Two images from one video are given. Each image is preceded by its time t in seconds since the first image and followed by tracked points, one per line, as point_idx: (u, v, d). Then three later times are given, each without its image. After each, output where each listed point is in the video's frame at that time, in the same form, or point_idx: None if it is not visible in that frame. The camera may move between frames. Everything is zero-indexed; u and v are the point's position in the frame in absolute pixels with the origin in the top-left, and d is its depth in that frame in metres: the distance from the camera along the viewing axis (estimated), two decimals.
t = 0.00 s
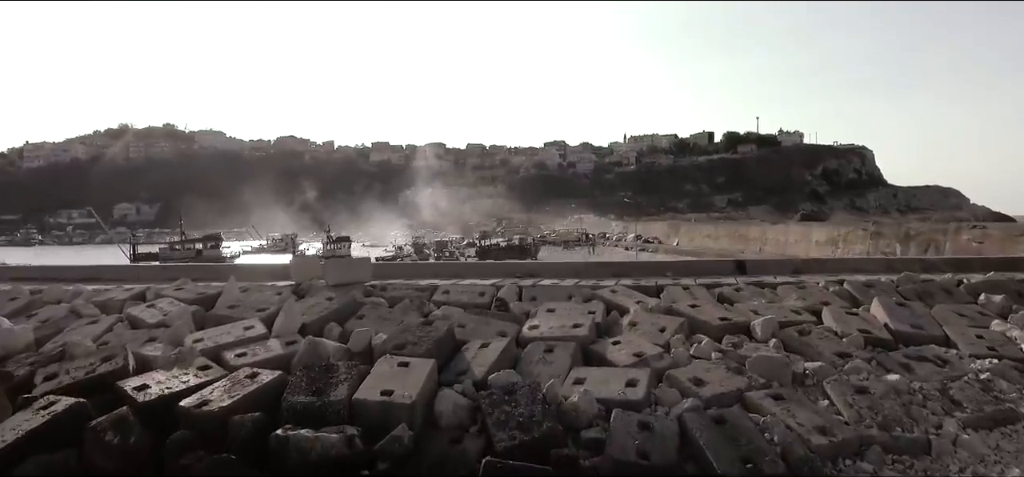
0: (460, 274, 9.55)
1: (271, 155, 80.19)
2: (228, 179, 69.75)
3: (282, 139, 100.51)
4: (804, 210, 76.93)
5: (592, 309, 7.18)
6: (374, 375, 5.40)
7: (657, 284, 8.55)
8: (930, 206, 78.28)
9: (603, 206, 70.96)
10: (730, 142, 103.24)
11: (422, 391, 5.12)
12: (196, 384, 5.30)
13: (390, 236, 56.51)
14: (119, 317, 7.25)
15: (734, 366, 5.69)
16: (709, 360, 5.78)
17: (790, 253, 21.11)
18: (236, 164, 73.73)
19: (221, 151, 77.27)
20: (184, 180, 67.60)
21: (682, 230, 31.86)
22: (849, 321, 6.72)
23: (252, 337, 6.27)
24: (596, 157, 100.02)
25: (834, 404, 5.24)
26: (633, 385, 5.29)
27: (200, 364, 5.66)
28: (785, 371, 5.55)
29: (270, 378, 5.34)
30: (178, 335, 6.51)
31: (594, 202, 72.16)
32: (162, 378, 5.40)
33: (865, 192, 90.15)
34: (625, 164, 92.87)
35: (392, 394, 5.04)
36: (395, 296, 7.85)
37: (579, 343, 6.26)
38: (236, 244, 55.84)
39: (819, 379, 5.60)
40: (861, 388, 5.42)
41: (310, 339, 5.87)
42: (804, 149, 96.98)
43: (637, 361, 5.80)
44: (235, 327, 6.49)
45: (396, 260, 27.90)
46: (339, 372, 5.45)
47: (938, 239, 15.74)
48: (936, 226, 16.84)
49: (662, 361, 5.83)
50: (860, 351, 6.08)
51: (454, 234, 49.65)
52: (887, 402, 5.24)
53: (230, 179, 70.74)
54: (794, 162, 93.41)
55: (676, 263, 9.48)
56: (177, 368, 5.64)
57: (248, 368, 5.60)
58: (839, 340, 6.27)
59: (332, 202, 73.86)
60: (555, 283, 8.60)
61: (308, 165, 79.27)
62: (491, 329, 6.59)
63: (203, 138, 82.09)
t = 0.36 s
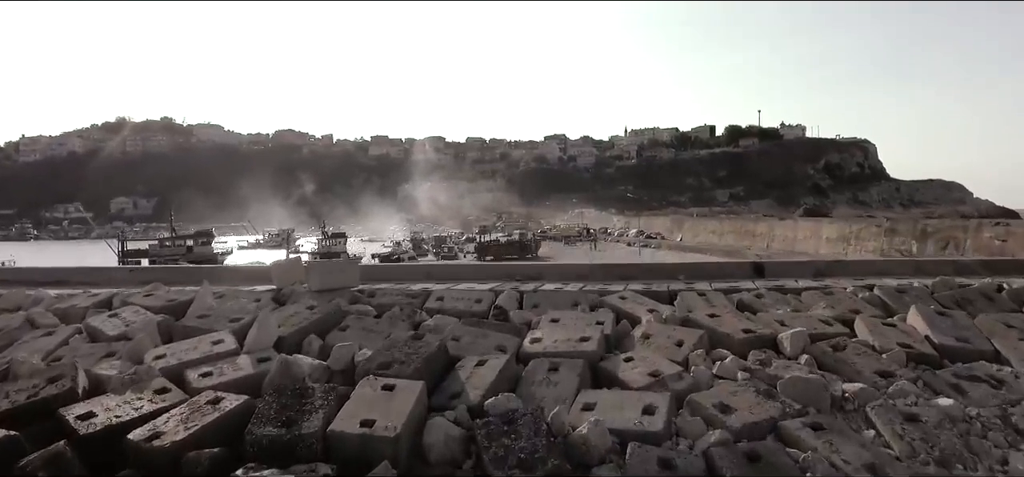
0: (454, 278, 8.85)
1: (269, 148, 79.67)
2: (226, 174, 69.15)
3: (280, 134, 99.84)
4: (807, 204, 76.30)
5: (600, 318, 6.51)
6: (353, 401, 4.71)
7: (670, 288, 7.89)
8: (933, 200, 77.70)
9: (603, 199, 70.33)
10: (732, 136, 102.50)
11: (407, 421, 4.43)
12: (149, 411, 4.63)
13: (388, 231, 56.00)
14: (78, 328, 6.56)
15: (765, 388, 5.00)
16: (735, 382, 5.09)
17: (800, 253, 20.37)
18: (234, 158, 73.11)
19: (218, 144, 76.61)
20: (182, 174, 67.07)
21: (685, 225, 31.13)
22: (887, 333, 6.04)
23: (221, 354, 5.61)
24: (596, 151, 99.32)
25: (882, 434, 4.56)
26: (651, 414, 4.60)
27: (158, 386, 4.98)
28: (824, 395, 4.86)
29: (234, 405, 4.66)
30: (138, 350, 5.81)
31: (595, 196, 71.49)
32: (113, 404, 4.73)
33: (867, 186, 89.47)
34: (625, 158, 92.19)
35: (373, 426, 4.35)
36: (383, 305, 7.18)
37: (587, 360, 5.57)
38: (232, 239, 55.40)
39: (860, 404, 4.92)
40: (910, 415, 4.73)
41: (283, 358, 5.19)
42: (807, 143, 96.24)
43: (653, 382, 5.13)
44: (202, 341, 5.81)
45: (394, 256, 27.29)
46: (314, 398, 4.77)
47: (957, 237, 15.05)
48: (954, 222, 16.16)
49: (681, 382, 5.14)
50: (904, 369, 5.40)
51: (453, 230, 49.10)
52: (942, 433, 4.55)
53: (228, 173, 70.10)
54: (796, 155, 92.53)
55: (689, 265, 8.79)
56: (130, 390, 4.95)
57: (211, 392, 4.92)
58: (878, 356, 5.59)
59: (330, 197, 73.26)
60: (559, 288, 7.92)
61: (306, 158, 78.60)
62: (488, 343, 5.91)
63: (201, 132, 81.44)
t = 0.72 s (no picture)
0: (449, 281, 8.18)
1: (267, 139, 78.85)
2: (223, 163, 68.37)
3: (278, 124, 98.86)
4: (809, 196, 75.58)
5: (610, 329, 5.83)
6: (326, 434, 4.03)
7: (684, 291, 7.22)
8: (936, 191, 76.97)
9: (603, 190, 69.61)
10: (734, 126, 101.66)
11: (388, 459, 3.76)
12: (85, 447, 3.97)
13: (386, 223, 55.33)
14: (28, 339, 5.89)
15: (804, 416, 4.32)
16: (769, 409, 4.43)
17: (809, 248, 19.70)
18: (232, 148, 72.37)
19: (215, 134, 75.84)
20: (178, 163, 66.19)
21: (689, 218, 30.46)
22: (934, 347, 5.39)
23: (181, 372, 4.93)
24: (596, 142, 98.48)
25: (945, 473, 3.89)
26: (674, 450, 3.93)
27: (103, 414, 4.31)
28: (874, 425, 4.19)
29: (186, 438, 4.00)
30: (89, 367, 5.14)
31: (595, 187, 70.77)
32: (46, 439, 4.08)
33: (870, 177, 88.67)
34: (626, 149, 91.39)
35: (347, 466, 3.68)
36: (370, 312, 6.50)
37: (598, 380, 4.91)
38: (230, 232, 54.77)
39: (916, 434, 4.26)
40: (976, 449, 4.07)
41: (249, 381, 4.52)
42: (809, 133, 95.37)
43: (675, 408, 4.45)
44: (161, 357, 5.13)
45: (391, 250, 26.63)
46: (282, 430, 4.09)
47: (979, 232, 14.33)
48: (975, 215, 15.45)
49: (707, 408, 4.47)
50: (960, 390, 4.74)
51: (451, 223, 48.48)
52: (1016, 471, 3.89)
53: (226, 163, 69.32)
54: (798, 146, 91.64)
55: (703, 266, 8.12)
56: (69, 420, 4.29)
57: (163, 422, 4.25)
58: (929, 374, 4.93)
59: (327, 188, 72.95)
60: (563, 292, 7.26)
61: (304, 148, 77.83)
62: (486, 359, 5.24)
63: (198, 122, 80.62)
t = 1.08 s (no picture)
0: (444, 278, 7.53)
1: (264, 123, 77.87)
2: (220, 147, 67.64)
3: (275, 108, 97.81)
4: (812, 181, 74.94)
5: (623, 337, 5.17)
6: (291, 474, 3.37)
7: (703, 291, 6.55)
8: (941, 176, 76.32)
9: (604, 175, 68.89)
10: (736, 110, 100.71)
11: None
12: None
13: (385, 210, 54.80)
14: None
15: (858, 451, 3.65)
16: (815, 442, 3.75)
17: (820, 237, 18.99)
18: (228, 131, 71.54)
19: (212, 118, 74.91)
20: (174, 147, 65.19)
21: (694, 204, 29.72)
22: (994, 361, 4.72)
23: (128, 394, 4.26)
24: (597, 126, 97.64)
25: None
26: None
27: (29, 448, 3.65)
28: (942, 463, 3.53)
29: None
30: (25, 386, 4.46)
31: (595, 172, 70.01)
32: None
33: (873, 162, 87.96)
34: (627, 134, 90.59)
35: None
36: (354, 316, 5.84)
37: (610, 402, 4.26)
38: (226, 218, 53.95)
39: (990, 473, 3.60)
40: None
41: (203, 407, 3.85)
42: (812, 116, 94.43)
43: (704, 439, 3.78)
44: (109, 374, 4.47)
45: (388, 237, 25.92)
46: (237, 471, 3.43)
47: (1002, 221, 13.68)
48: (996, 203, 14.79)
49: (741, 439, 3.80)
50: None
51: (450, 209, 47.93)
52: None
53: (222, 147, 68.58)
54: (801, 130, 90.54)
55: (720, 261, 7.46)
56: None
57: (97, 459, 3.57)
58: (994, 396, 4.27)
59: (325, 173, 73.38)
60: (569, 291, 6.59)
61: (302, 132, 77.03)
62: (484, 374, 4.58)
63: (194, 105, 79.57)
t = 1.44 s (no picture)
0: (439, 277, 6.86)
1: (261, 104, 76.87)
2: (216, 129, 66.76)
3: (272, 90, 96.59)
4: (815, 164, 74.19)
5: (640, 351, 4.50)
6: None
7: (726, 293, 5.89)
8: (945, 158, 75.60)
9: (605, 157, 68.10)
10: (739, 91, 99.53)
11: None
12: None
13: (383, 193, 54.16)
14: None
15: None
16: None
17: (832, 224, 18.30)
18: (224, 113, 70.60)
19: (207, 99, 73.89)
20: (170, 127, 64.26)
21: (698, 188, 29.00)
22: None
23: (57, 428, 3.59)
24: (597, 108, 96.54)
25: None
26: None
27: None
28: None
29: None
30: None
31: (596, 154, 69.19)
32: None
33: (877, 143, 87.10)
34: (628, 117, 89.61)
35: None
36: (335, 325, 5.17)
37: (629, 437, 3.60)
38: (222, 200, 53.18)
39: None
40: None
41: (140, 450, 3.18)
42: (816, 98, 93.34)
43: None
44: (41, 402, 3.83)
45: (384, 223, 25.21)
46: None
47: None
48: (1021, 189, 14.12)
49: None
50: None
51: (450, 193, 47.30)
52: None
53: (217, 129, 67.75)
54: (805, 111, 89.37)
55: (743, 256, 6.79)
56: None
57: None
58: None
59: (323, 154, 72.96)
60: (576, 293, 5.92)
61: (299, 114, 76.07)
62: (480, 401, 3.92)
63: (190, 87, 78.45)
